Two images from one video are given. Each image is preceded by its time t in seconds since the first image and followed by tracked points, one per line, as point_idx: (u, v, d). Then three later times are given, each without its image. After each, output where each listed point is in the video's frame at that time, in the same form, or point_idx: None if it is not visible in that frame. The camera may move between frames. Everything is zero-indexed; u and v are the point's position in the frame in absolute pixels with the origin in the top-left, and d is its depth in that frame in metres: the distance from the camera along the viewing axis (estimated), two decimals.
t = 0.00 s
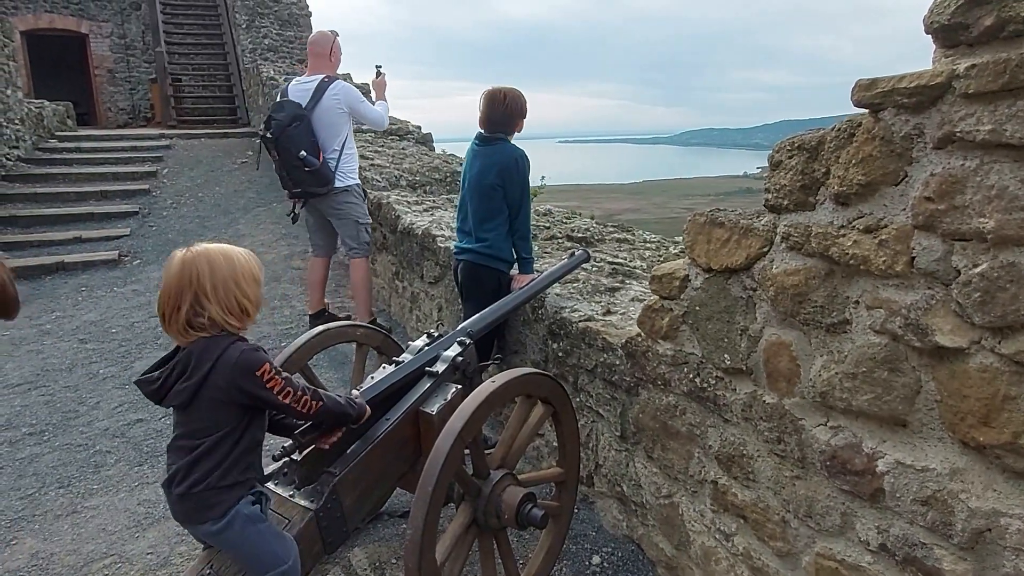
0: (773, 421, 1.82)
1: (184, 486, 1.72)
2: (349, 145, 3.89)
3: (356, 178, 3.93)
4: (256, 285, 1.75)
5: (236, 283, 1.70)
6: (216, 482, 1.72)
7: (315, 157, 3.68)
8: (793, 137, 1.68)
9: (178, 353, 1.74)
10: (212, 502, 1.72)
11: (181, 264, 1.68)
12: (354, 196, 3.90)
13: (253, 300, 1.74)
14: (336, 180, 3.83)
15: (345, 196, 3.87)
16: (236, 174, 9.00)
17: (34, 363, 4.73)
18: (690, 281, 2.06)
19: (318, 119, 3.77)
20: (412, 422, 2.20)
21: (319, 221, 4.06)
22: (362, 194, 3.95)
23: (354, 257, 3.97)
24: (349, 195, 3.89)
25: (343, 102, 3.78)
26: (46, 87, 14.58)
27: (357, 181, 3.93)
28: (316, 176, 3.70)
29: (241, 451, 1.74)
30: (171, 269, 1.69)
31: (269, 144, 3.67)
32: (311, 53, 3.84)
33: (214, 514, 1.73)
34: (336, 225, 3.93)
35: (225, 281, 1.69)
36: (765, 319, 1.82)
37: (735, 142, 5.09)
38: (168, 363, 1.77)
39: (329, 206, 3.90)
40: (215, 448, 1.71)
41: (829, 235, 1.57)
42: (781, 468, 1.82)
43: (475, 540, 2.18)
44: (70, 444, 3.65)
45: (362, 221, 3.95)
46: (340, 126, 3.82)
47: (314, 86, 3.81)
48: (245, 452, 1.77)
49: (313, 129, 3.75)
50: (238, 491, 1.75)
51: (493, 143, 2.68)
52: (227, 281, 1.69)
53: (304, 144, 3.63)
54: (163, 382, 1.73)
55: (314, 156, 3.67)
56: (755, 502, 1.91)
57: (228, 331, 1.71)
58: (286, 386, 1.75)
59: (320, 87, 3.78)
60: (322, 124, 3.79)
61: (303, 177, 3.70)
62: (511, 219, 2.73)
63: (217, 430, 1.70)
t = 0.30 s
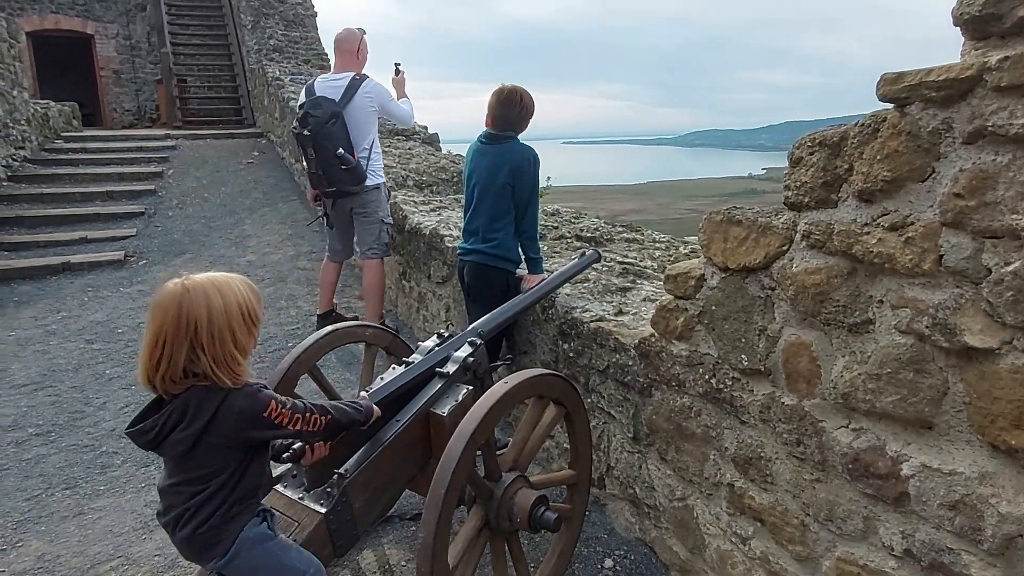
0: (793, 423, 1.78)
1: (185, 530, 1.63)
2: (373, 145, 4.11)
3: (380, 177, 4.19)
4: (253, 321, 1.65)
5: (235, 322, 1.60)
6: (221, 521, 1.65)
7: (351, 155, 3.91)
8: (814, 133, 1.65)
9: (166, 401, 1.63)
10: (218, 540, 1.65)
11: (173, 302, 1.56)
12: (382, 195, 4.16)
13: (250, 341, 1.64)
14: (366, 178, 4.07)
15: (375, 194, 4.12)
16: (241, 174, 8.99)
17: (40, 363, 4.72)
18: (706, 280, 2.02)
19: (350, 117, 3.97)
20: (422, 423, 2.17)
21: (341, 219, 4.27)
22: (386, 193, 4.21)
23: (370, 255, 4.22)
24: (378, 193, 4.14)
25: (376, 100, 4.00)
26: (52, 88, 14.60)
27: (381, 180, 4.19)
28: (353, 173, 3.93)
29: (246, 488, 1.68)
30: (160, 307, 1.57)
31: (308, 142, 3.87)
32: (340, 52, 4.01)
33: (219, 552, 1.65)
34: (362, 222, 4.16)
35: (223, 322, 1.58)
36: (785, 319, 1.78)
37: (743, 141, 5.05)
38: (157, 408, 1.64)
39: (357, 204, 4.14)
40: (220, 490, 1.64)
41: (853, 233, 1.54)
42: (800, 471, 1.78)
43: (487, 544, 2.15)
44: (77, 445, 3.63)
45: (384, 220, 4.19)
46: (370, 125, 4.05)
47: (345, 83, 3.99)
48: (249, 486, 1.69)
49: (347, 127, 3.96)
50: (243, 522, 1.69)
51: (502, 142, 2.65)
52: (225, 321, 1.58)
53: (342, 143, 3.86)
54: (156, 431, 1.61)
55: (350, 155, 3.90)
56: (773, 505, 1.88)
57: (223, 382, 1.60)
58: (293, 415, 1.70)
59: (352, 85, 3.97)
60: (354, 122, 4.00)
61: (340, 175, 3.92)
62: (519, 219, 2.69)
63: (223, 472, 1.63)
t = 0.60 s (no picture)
0: (810, 429, 1.71)
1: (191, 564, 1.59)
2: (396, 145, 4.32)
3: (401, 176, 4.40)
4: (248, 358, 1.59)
5: (229, 356, 1.55)
6: (228, 549, 1.61)
7: (382, 157, 4.13)
8: (835, 125, 1.57)
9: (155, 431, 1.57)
10: (225, 567, 1.61)
11: (170, 328, 1.51)
12: (404, 195, 4.40)
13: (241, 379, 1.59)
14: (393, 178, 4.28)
15: (400, 193, 4.35)
16: (254, 173, 8.99)
17: (51, 362, 4.71)
18: (720, 279, 1.95)
19: (380, 118, 4.15)
20: (427, 426, 2.11)
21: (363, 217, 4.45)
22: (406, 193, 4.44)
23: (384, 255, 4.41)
24: (401, 193, 4.37)
25: (403, 101, 4.19)
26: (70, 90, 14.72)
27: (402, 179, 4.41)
28: (383, 173, 4.12)
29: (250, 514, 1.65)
30: (157, 331, 1.52)
31: (342, 143, 4.04)
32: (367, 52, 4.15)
33: None
34: (383, 221, 4.39)
35: (217, 355, 1.53)
36: (803, 320, 1.71)
37: (758, 140, 4.96)
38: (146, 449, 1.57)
39: (382, 203, 4.35)
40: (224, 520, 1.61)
41: (875, 229, 1.46)
42: (818, 479, 1.71)
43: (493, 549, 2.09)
44: (84, 444, 3.61)
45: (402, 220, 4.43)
46: (396, 126, 4.25)
47: (373, 84, 4.15)
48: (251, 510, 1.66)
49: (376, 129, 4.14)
50: (246, 543, 1.65)
51: (507, 140, 2.58)
52: (218, 354, 1.53)
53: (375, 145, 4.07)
54: (151, 472, 1.55)
55: (381, 156, 4.11)
56: (789, 513, 1.81)
57: (207, 416, 1.53)
58: (291, 431, 1.67)
59: (381, 86, 4.15)
60: (382, 122, 4.18)
61: (371, 176, 4.12)
62: (526, 219, 2.63)
63: (226, 502, 1.59)
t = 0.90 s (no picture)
0: (827, 455, 1.57)
1: None
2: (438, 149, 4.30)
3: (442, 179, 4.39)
4: (227, 390, 1.59)
5: (206, 384, 1.54)
6: None
7: (426, 160, 4.11)
8: (855, 125, 1.44)
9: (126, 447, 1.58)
10: None
11: (154, 347, 1.52)
12: (444, 198, 4.38)
13: (216, 410, 1.58)
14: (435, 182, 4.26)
15: (441, 197, 4.33)
16: (304, 175, 9.13)
17: (98, 358, 4.84)
18: (737, 290, 1.83)
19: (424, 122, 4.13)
20: (428, 436, 2.04)
21: (403, 220, 4.45)
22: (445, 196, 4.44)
23: (421, 258, 4.39)
24: (442, 196, 4.36)
25: (446, 104, 4.16)
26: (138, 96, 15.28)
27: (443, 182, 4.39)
28: (427, 177, 4.10)
29: (213, 542, 1.62)
30: (142, 348, 1.53)
31: (387, 147, 4.02)
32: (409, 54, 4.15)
33: None
34: (423, 225, 4.40)
35: (194, 382, 1.53)
36: (821, 336, 1.57)
37: (805, 141, 4.74)
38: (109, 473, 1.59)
39: (424, 207, 4.34)
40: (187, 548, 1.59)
41: (896, 238, 1.32)
42: (835, 509, 1.57)
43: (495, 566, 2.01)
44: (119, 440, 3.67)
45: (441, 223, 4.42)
46: (439, 130, 4.22)
47: (416, 87, 4.13)
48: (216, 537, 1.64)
49: (420, 133, 4.12)
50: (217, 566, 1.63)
51: (524, 143, 2.49)
52: (196, 380, 1.53)
53: (419, 149, 4.05)
54: (109, 495, 1.56)
55: (425, 160, 4.09)
56: (806, 545, 1.67)
57: (174, 441, 1.53)
58: (255, 473, 1.62)
59: (425, 89, 4.12)
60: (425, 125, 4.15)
61: (415, 180, 4.10)
62: (545, 225, 2.53)
63: (182, 531, 1.57)
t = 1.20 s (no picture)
0: (869, 494, 1.45)
1: (208, 558, 1.66)
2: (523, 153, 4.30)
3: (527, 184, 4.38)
4: (267, 385, 1.65)
5: (247, 374, 1.61)
6: (242, 549, 1.65)
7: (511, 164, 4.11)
8: (905, 137, 1.32)
9: (170, 426, 1.66)
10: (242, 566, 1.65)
11: (207, 332, 1.62)
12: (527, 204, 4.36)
13: (252, 402, 1.64)
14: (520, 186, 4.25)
15: (524, 202, 4.31)
16: (401, 178, 9.39)
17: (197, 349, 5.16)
18: (785, 310, 1.72)
19: (508, 125, 4.14)
20: (465, 444, 2.04)
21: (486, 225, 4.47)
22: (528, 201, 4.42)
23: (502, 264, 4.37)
24: (527, 201, 4.33)
25: (531, 108, 4.16)
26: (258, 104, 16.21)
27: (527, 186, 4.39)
28: (510, 180, 4.10)
29: (257, 518, 1.67)
30: (196, 333, 1.63)
31: (472, 151, 4.05)
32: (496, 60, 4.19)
33: None
34: (506, 230, 4.39)
35: (236, 369, 1.59)
36: (867, 365, 1.45)
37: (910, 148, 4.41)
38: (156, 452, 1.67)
39: (507, 212, 4.34)
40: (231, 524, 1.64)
41: (940, 264, 1.20)
42: (877, 553, 1.45)
43: None
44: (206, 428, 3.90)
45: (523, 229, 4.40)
46: (523, 134, 4.22)
47: (502, 92, 4.16)
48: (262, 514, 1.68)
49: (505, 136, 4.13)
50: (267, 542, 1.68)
51: (582, 152, 2.45)
52: (239, 368, 1.60)
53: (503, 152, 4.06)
54: (153, 473, 1.65)
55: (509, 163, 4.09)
56: None
57: (205, 423, 1.58)
58: (286, 453, 1.64)
59: (510, 93, 4.14)
60: (511, 129, 4.16)
61: (499, 183, 4.11)
62: (602, 235, 2.48)
63: (225, 507, 1.63)
